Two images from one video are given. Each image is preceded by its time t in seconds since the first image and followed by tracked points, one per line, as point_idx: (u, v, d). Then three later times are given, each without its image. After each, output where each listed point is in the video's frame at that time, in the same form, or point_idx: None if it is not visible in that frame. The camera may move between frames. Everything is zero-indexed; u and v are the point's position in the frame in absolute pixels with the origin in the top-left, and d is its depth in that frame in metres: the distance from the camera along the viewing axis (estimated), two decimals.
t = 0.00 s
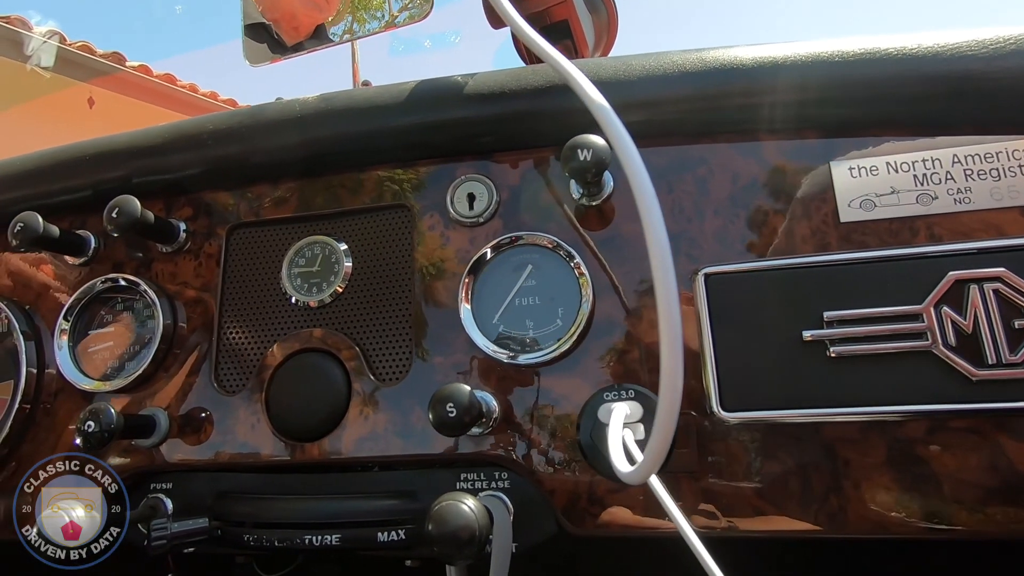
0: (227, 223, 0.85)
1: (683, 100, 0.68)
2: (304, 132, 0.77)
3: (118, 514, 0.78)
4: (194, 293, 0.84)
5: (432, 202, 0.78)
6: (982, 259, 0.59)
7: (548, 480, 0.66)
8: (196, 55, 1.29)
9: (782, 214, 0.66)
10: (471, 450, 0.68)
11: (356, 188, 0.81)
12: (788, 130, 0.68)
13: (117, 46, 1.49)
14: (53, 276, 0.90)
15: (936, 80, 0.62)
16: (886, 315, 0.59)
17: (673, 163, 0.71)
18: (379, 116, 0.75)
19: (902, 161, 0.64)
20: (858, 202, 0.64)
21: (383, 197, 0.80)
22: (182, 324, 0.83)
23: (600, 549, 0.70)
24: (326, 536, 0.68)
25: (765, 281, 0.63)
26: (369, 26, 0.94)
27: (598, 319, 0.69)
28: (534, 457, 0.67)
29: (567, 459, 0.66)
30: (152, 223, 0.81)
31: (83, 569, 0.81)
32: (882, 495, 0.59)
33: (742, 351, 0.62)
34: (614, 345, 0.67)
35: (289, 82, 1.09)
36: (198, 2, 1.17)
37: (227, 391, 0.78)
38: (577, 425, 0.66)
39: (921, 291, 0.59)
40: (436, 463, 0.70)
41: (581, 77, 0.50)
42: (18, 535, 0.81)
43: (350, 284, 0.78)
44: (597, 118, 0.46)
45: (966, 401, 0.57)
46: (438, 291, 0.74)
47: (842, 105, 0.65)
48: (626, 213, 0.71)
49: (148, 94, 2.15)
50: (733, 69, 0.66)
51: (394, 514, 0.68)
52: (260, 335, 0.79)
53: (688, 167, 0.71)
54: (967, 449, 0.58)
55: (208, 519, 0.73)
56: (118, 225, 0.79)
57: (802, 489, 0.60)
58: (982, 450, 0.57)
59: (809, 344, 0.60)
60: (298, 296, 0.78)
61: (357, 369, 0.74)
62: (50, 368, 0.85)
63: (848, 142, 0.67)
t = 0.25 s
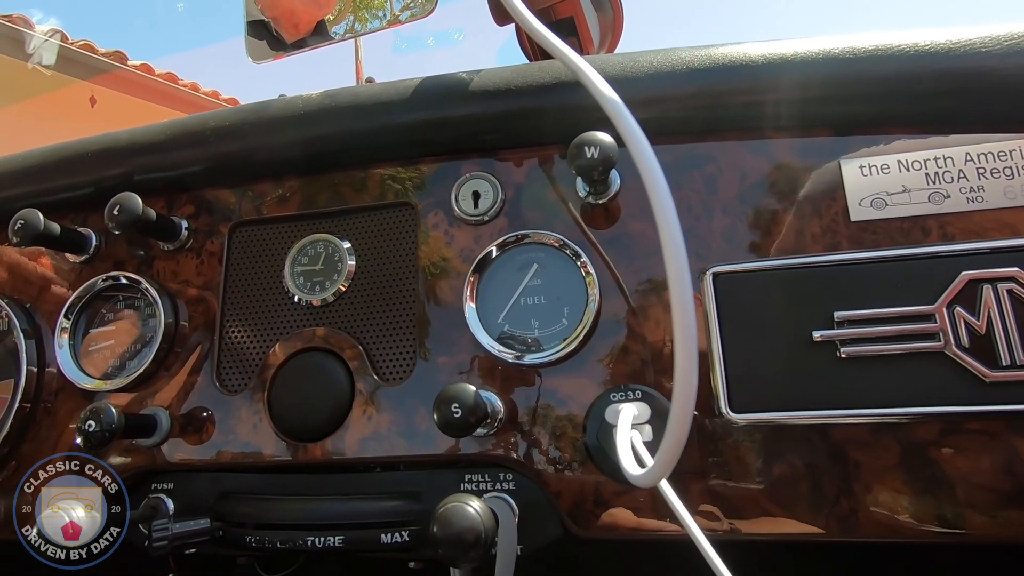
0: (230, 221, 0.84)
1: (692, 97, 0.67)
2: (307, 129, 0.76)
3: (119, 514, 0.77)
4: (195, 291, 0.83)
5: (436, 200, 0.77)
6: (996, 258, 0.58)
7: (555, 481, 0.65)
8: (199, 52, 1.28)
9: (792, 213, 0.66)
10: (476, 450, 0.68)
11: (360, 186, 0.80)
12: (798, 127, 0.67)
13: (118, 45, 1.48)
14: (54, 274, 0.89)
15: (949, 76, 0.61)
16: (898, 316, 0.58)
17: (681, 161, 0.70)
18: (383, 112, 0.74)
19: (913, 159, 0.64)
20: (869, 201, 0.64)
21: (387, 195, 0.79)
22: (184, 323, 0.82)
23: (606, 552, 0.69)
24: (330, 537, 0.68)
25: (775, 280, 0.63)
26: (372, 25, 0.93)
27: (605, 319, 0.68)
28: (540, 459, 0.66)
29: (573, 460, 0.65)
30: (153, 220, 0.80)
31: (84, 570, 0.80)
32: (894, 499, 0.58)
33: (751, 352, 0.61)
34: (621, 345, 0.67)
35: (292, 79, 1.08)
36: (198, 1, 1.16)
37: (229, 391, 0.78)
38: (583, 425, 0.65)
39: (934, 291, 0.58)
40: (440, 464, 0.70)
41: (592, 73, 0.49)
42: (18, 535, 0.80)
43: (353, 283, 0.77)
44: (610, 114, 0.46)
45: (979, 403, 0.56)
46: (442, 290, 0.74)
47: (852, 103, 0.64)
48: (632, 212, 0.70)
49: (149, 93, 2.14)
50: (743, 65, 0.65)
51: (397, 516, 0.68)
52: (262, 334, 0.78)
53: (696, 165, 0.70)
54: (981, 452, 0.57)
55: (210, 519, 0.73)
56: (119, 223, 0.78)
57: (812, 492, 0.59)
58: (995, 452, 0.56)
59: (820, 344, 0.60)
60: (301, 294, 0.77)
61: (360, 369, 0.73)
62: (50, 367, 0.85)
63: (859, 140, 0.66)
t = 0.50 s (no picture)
0: (232, 221, 0.84)
1: (700, 96, 0.66)
2: (311, 128, 0.76)
3: (118, 514, 0.77)
4: (198, 291, 0.82)
5: (441, 200, 0.76)
6: (1009, 261, 0.57)
7: (561, 484, 0.65)
8: (201, 51, 1.27)
9: (801, 214, 0.65)
10: (480, 453, 0.67)
11: (363, 185, 0.80)
12: (807, 127, 0.67)
13: (120, 43, 1.48)
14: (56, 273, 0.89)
15: (962, 75, 0.61)
16: (909, 319, 0.57)
17: (688, 161, 0.69)
18: (387, 111, 0.73)
19: (925, 160, 0.63)
20: (879, 202, 0.63)
21: (392, 195, 0.78)
22: (186, 323, 0.81)
23: (612, 556, 0.69)
24: (333, 541, 0.67)
25: (783, 282, 0.62)
26: (374, 24, 0.92)
27: (611, 321, 0.67)
28: (545, 462, 0.65)
29: (579, 464, 0.64)
30: (155, 220, 0.79)
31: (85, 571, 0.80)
32: (905, 505, 0.57)
33: (760, 355, 0.61)
34: (627, 348, 0.66)
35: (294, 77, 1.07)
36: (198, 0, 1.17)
37: (231, 392, 0.77)
38: (589, 428, 0.65)
39: (946, 294, 0.57)
40: (444, 467, 0.69)
41: (604, 72, 0.48)
42: (18, 536, 0.80)
43: (357, 283, 0.76)
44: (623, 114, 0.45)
45: (992, 407, 0.55)
46: (447, 291, 0.73)
47: (863, 102, 0.63)
48: (639, 213, 0.69)
49: (152, 92, 2.14)
50: (752, 65, 0.65)
51: (401, 519, 0.67)
52: (265, 335, 0.78)
53: (704, 165, 0.69)
54: (993, 457, 0.56)
55: (212, 522, 0.72)
56: (121, 222, 0.77)
57: (822, 497, 0.59)
58: (1008, 458, 0.56)
59: (830, 347, 0.59)
60: (304, 295, 0.77)
61: (363, 371, 0.72)
62: (52, 367, 0.84)
63: (869, 140, 0.65)
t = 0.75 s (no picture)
0: (236, 222, 0.83)
1: (709, 99, 0.65)
2: (316, 129, 0.75)
3: (118, 514, 0.77)
4: (201, 293, 0.82)
5: (446, 202, 0.76)
6: (1020, 266, 0.56)
7: (566, 488, 0.64)
8: (205, 50, 1.27)
9: (810, 217, 0.64)
10: (485, 458, 0.66)
11: (368, 187, 0.79)
12: (816, 130, 0.66)
13: (123, 43, 1.47)
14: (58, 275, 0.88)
15: (973, 78, 0.60)
16: (920, 324, 0.57)
17: (696, 164, 0.69)
18: (393, 113, 0.73)
19: (934, 163, 0.62)
20: (888, 206, 0.62)
21: (396, 197, 0.78)
22: (189, 325, 0.81)
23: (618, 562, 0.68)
24: (336, 545, 0.67)
25: (791, 286, 0.61)
26: (375, 24, 0.92)
27: (617, 325, 0.66)
28: (551, 466, 0.65)
29: (585, 469, 0.64)
30: (158, 221, 0.79)
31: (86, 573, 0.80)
32: (915, 512, 0.57)
33: (768, 359, 0.60)
34: (634, 352, 0.65)
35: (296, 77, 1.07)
36: None
37: (234, 394, 0.77)
38: (595, 433, 0.64)
39: (957, 299, 0.57)
40: (448, 471, 0.68)
41: (614, 73, 0.47)
42: (18, 537, 0.79)
43: (361, 285, 0.76)
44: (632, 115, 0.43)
45: (1003, 413, 0.54)
46: (452, 294, 0.72)
47: (870, 104, 0.63)
48: (645, 215, 0.69)
49: (154, 92, 2.14)
50: (760, 67, 0.64)
51: (405, 524, 0.67)
52: (268, 337, 0.77)
53: (711, 168, 0.68)
54: (1004, 464, 0.55)
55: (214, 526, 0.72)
56: (125, 223, 0.77)
57: (830, 504, 0.58)
58: (1019, 465, 0.55)
59: (838, 352, 0.58)
60: (308, 297, 0.76)
61: (367, 374, 0.72)
62: (54, 369, 0.84)
63: (878, 143, 0.65)
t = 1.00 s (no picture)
0: (240, 223, 0.83)
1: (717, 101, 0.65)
2: (321, 130, 0.75)
3: (118, 514, 0.77)
4: (204, 295, 0.81)
5: (451, 204, 0.75)
6: None
7: (573, 493, 0.64)
8: (207, 51, 1.27)
9: (819, 220, 0.64)
10: (491, 461, 0.66)
11: (372, 188, 0.79)
12: (825, 132, 0.66)
13: (125, 43, 1.47)
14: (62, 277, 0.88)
15: (983, 81, 0.60)
16: (931, 328, 0.56)
17: (704, 166, 0.68)
18: (398, 114, 0.73)
19: (945, 166, 0.62)
20: (899, 209, 0.62)
21: (401, 199, 0.77)
22: (193, 327, 0.80)
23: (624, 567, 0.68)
24: (341, 550, 0.67)
25: (800, 289, 0.61)
26: (376, 24, 0.91)
27: (624, 328, 0.66)
28: (558, 470, 0.64)
29: (592, 473, 0.63)
30: (162, 223, 0.78)
31: None
32: (926, 518, 0.56)
33: (777, 363, 0.59)
34: (641, 356, 0.65)
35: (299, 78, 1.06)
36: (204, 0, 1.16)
37: (238, 397, 0.76)
38: (602, 437, 0.64)
39: (969, 303, 0.56)
40: (454, 475, 0.68)
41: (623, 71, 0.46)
42: (18, 538, 0.79)
43: (365, 288, 0.75)
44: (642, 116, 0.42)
45: (1016, 419, 0.54)
46: (458, 296, 0.72)
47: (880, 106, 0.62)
48: (653, 218, 0.68)
49: (156, 92, 2.13)
50: (769, 70, 0.64)
51: (410, 528, 0.67)
52: (272, 339, 0.77)
53: (718, 170, 0.68)
54: (1017, 470, 0.55)
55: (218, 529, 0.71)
56: (129, 225, 0.76)
57: (840, 509, 0.58)
58: None
59: (849, 357, 0.58)
60: (312, 299, 0.76)
61: (372, 376, 0.72)
62: (57, 371, 0.83)
63: (888, 145, 0.64)
